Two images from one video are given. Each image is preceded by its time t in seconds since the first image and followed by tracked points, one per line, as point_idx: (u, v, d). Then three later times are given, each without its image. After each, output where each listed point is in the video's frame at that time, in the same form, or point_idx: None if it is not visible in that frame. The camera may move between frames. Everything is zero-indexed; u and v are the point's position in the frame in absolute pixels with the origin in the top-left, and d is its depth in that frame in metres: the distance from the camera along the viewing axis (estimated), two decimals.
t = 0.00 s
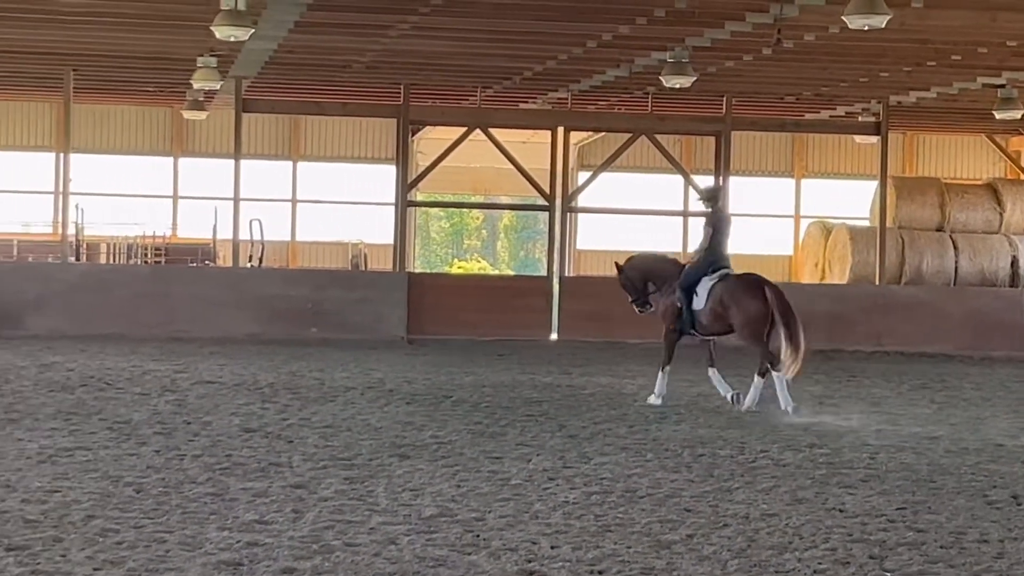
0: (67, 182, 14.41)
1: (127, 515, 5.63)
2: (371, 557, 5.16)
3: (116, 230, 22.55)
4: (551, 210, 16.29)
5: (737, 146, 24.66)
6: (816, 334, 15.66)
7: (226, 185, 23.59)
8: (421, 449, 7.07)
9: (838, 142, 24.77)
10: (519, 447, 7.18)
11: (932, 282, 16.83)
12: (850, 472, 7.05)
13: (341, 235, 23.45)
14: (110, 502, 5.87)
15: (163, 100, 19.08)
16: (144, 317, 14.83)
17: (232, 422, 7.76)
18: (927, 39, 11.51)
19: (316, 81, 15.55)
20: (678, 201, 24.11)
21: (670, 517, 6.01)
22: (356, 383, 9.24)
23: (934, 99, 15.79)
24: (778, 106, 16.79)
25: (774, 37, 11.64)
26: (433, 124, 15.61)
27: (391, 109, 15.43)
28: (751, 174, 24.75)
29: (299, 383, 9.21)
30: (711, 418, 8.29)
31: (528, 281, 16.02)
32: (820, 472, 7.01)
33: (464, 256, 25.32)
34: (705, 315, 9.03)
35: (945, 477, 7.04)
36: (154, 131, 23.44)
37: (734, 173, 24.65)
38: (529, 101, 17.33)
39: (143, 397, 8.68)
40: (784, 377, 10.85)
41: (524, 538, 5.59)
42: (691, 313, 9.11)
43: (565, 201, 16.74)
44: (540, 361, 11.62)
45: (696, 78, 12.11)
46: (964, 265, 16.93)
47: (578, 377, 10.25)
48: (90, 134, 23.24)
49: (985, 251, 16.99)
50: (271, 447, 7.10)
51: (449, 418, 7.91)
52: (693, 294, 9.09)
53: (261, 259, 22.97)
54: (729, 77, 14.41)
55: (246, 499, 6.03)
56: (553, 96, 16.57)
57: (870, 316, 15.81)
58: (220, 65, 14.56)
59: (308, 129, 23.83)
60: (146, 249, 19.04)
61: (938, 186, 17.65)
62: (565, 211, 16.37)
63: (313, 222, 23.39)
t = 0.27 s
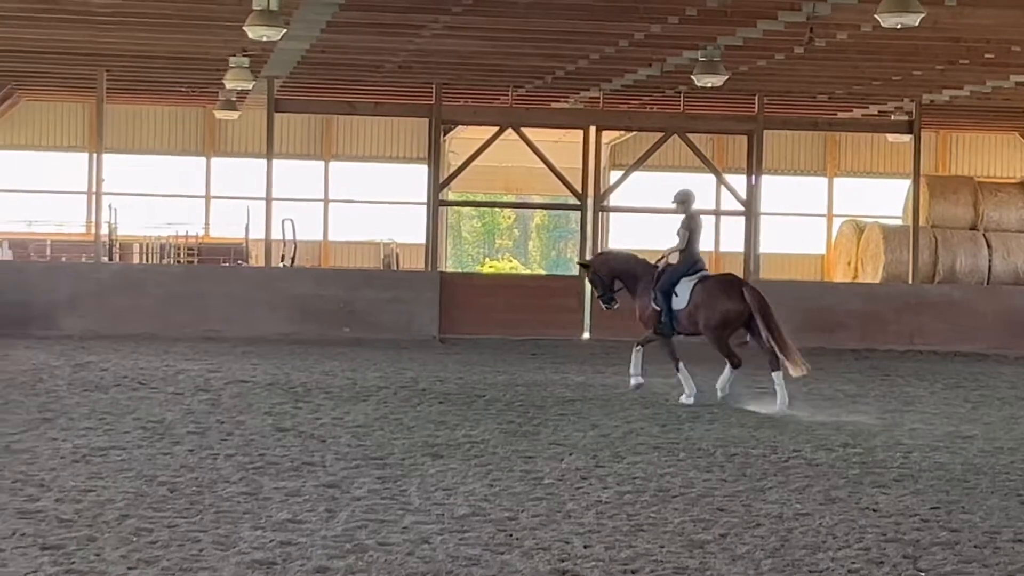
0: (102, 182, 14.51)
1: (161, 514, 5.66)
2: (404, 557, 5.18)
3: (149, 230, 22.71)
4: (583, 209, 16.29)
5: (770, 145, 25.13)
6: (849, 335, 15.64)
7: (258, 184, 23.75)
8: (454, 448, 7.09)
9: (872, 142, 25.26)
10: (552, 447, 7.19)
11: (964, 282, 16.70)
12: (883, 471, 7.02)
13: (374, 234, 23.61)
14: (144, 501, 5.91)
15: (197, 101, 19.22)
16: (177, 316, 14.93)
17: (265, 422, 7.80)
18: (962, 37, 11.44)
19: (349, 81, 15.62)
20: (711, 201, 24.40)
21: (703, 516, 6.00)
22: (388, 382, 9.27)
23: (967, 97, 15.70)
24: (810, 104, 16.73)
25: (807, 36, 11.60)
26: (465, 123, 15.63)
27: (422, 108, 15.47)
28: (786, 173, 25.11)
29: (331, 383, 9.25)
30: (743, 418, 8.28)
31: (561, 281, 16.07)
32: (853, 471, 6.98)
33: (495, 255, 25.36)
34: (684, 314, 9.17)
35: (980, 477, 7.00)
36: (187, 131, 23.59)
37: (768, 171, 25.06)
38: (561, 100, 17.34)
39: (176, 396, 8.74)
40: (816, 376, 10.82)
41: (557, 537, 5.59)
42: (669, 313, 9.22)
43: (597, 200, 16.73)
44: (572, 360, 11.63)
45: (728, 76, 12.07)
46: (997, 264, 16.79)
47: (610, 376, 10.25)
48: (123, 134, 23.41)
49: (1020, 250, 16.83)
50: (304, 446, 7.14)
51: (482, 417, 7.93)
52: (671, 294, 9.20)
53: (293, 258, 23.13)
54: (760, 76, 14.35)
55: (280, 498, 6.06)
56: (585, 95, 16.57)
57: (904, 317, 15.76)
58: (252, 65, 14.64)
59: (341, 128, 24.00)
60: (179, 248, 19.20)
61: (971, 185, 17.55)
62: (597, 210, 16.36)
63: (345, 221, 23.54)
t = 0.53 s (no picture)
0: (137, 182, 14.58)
1: (196, 512, 5.70)
2: (439, 555, 5.19)
3: (185, 229, 22.87)
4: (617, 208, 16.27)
5: (804, 143, 25.29)
6: (884, 333, 15.68)
7: (292, 183, 23.90)
8: (489, 446, 7.11)
9: (907, 139, 25.38)
10: (587, 445, 7.20)
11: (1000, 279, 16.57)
12: (919, 469, 6.99)
13: (411, 233, 23.81)
14: (180, 499, 5.96)
15: (231, 100, 19.38)
16: (212, 315, 15.04)
17: (300, 420, 7.85)
18: (998, 33, 11.37)
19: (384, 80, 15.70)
20: (743, 198, 25.17)
21: (738, 514, 6.00)
22: (423, 381, 9.31)
23: (1003, 93, 15.59)
24: (844, 102, 16.66)
25: (842, 33, 11.56)
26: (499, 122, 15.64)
27: (456, 107, 15.51)
28: (820, 171, 25.17)
29: (366, 381, 9.29)
30: (777, 416, 8.26)
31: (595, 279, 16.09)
32: (889, 469, 6.96)
33: (530, 253, 25.44)
34: (654, 311, 9.33)
35: (1017, 475, 6.96)
36: (221, 130, 23.73)
37: (802, 170, 25.16)
38: (595, 99, 17.34)
39: (211, 395, 8.81)
40: (850, 374, 10.79)
41: (592, 536, 5.60)
42: (638, 309, 9.38)
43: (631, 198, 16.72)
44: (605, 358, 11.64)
45: (762, 73, 12.02)
46: None
47: (644, 374, 10.25)
48: (159, 133, 23.58)
49: None
50: (339, 444, 7.18)
51: (516, 416, 7.95)
52: (641, 292, 9.35)
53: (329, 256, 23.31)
54: (794, 73, 14.29)
55: (315, 497, 6.10)
56: (620, 93, 16.57)
57: (941, 314, 15.75)
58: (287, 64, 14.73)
59: (376, 127, 24.21)
60: (215, 247, 19.37)
61: (1008, 182, 17.41)
62: (631, 208, 16.35)
63: (379, 220, 23.71)
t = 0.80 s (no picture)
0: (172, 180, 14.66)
1: (233, 509, 5.72)
2: (476, 552, 5.18)
3: (221, 226, 23.05)
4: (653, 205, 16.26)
5: (839, 140, 25.27)
6: (920, 330, 15.79)
7: (327, 180, 24.04)
8: (525, 444, 7.14)
9: (944, 135, 25.32)
10: (623, 442, 7.21)
11: None
12: (956, 466, 6.96)
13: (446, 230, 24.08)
14: (217, 496, 5.99)
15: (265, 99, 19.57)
16: (247, 312, 15.15)
17: (336, 418, 7.89)
18: None
19: (419, 78, 15.77)
20: (778, 194, 25.22)
21: (775, 512, 5.99)
22: (458, 378, 9.35)
23: None
24: (878, 97, 16.59)
25: (877, 29, 11.50)
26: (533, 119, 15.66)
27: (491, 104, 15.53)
28: (853, 168, 25.14)
29: (401, 378, 9.34)
30: (813, 413, 8.24)
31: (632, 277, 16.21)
32: (926, 467, 6.92)
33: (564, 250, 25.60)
34: (624, 297, 9.59)
35: None
36: (256, 129, 23.88)
37: (838, 166, 25.10)
38: (629, 96, 17.34)
39: (248, 392, 8.87)
40: (886, 371, 10.75)
41: (629, 533, 5.59)
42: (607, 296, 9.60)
43: (666, 195, 16.71)
44: (640, 356, 11.65)
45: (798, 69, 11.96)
46: None
47: (679, 372, 10.25)
48: (194, 131, 23.78)
49: None
50: (375, 441, 7.22)
51: (552, 413, 7.97)
52: (610, 278, 9.57)
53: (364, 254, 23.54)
54: (829, 70, 14.21)
55: (352, 494, 6.13)
56: (654, 90, 16.55)
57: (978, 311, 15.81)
58: (323, 62, 14.82)
59: (411, 124, 24.45)
60: (251, 245, 19.55)
61: None
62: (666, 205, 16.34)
63: (414, 218, 23.90)
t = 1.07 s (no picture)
0: (211, 179, 14.76)
1: (271, 507, 5.76)
2: (514, 550, 5.19)
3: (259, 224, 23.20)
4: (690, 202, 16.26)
5: (877, 136, 25.21)
6: (959, 327, 15.85)
7: (365, 177, 24.00)
8: (563, 441, 7.16)
9: (983, 131, 25.18)
10: (661, 440, 7.21)
11: None
12: (997, 463, 6.92)
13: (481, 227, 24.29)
14: (256, 494, 6.04)
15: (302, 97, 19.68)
16: (285, 310, 15.26)
17: (374, 415, 7.94)
18: None
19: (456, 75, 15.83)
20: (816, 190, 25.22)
21: (813, 509, 5.97)
22: (495, 375, 9.39)
23: None
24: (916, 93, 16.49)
25: (916, 25, 11.45)
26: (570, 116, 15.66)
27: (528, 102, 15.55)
28: (892, 164, 25.14)
29: (439, 376, 9.39)
30: (852, 411, 8.22)
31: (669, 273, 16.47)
32: (966, 464, 6.89)
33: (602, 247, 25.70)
34: (598, 294, 9.84)
35: None
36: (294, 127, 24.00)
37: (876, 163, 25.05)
38: (666, 93, 17.34)
39: (285, 390, 8.94)
40: (925, 368, 10.71)
41: (667, 530, 5.59)
42: (583, 293, 9.81)
43: (703, 192, 16.70)
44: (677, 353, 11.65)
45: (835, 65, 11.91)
46: None
47: (717, 369, 10.25)
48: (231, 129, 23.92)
49: None
50: (413, 439, 7.26)
51: (590, 410, 7.99)
52: (585, 276, 9.81)
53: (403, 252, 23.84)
54: (866, 65, 14.12)
55: (389, 492, 6.16)
56: (692, 87, 16.54)
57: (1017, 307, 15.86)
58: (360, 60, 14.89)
59: (448, 121, 24.65)
60: (289, 243, 19.71)
61: None
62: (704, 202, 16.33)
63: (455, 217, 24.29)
